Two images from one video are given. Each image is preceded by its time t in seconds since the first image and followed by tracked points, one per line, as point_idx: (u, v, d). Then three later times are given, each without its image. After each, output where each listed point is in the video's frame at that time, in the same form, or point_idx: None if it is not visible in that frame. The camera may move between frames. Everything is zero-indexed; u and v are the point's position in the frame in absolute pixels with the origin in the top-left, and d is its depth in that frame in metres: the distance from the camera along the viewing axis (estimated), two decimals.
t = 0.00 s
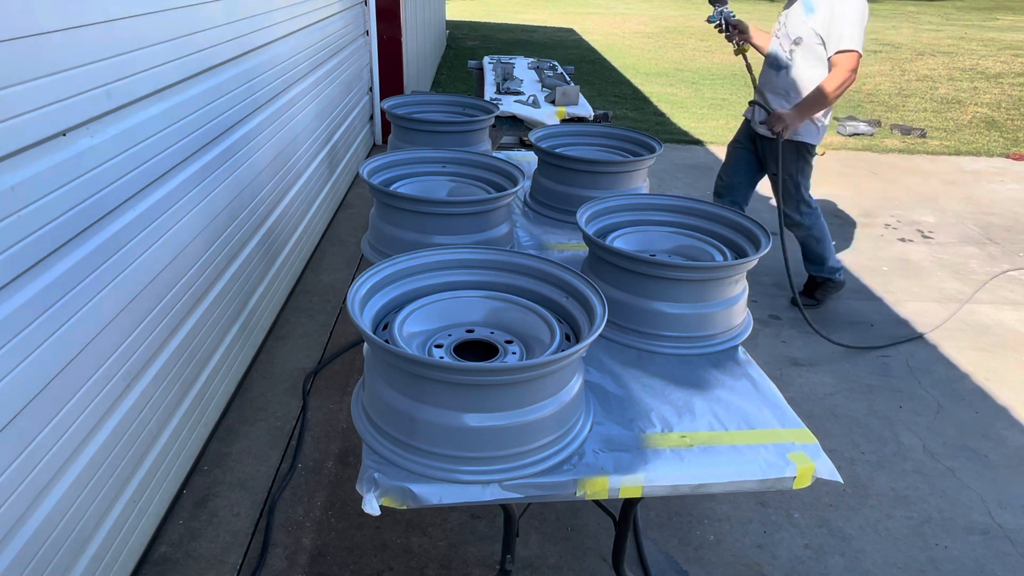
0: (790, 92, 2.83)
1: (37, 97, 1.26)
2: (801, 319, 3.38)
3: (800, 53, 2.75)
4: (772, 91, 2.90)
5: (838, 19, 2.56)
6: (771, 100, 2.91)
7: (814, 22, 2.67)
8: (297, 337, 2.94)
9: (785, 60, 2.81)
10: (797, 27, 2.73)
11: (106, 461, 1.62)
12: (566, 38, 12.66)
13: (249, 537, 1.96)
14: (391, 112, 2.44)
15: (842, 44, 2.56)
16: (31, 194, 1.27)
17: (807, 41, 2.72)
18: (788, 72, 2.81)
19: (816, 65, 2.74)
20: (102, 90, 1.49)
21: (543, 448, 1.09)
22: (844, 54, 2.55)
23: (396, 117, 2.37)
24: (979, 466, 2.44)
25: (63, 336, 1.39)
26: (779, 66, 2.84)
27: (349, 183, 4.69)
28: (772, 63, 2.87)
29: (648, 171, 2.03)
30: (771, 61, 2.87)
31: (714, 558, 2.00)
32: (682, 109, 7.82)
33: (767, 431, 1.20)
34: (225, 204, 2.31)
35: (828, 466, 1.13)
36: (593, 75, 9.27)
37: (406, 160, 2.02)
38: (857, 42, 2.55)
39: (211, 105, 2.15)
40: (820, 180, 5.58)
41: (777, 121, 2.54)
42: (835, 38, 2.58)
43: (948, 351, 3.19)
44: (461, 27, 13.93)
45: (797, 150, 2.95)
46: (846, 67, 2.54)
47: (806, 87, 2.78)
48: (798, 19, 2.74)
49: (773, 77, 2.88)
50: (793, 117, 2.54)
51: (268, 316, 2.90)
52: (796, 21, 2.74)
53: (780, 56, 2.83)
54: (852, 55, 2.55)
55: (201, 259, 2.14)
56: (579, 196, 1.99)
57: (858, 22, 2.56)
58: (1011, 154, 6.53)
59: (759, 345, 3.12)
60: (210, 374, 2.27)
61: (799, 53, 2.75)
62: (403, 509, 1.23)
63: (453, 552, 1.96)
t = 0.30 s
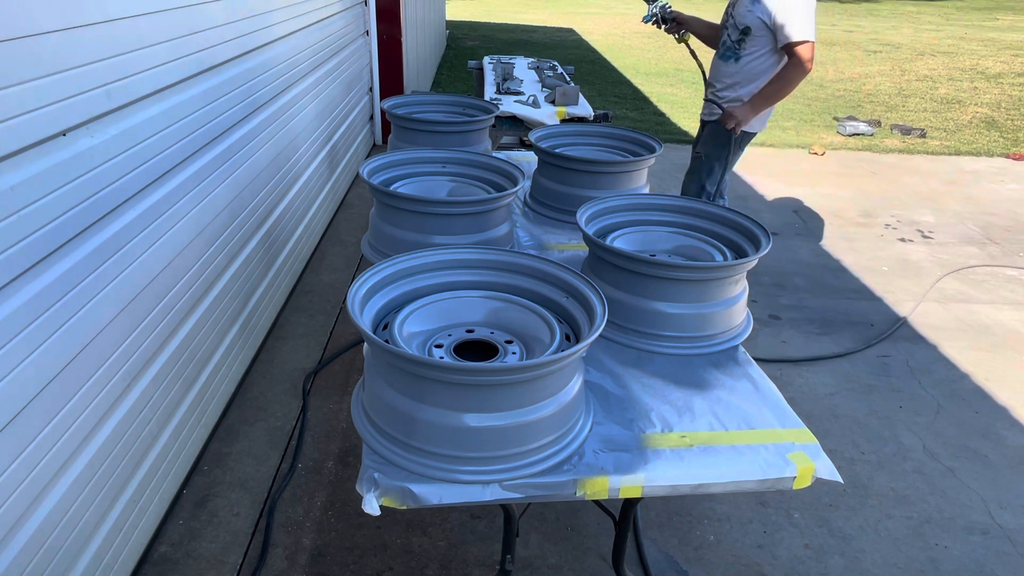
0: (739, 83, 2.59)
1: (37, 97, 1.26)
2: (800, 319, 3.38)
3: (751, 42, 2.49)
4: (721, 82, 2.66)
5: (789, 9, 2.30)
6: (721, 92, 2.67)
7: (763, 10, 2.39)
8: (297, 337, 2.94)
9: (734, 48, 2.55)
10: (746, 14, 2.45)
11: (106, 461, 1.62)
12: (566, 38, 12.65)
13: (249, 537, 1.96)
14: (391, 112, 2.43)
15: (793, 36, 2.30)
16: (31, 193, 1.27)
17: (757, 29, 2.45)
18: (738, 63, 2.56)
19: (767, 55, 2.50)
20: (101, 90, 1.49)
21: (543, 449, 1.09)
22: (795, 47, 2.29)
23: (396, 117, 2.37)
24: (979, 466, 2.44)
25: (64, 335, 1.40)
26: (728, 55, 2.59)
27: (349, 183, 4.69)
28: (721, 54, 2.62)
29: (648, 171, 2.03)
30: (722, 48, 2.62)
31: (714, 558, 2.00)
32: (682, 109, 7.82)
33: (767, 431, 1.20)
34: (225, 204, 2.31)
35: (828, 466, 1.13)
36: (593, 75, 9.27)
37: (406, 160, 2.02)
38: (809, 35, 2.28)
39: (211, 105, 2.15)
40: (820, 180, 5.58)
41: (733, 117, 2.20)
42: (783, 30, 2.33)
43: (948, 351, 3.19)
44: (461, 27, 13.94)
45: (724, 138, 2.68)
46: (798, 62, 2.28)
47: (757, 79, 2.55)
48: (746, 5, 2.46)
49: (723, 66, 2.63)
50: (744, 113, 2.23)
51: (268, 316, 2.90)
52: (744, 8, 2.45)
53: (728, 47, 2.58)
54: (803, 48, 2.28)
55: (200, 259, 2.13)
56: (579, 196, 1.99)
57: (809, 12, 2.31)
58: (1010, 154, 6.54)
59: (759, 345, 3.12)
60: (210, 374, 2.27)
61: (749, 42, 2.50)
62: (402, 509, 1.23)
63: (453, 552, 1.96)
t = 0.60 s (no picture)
0: (701, 88, 2.54)
1: (37, 97, 1.26)
2: (801, 319, 3.38)
3: (710, 46, 2.44)
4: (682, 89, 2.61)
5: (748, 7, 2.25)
6: (682, 98, 2.62)
7: (720, 13, 2.34)
8: (297, 337, 2.94)
9: (693, 53, 2.50)
10: (702, 18, 2.40)
11: (106, 461, 1.62)
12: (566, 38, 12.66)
13: (249, 537, 1.96)
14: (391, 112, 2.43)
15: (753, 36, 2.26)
16: (32, 193, 1.27)
17: (716, 33, 2.40)
18: (697, 68, 2.51)
19: (727, 58, 2.45)
20: (101, 90, 1.49)
21: (543, 449, 1.09)
22: (759, 45, 2.25)
23: (396, 117, 2.37)
24: (979, 466, 2.44)
25: (64, 335, 1.40)
26: (688, 61, 2.54)
27: (349, 183, 4.69)
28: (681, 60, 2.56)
29: (648, 171, 2.04)
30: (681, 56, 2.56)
31: (714, 558, 2.00)
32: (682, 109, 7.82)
33: (768, 431, 1.20)
34: (225, 204, 2.31)
35: (828, 466, 1.13)
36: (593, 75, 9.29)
37: (406, 160, 2.02)
38: (769, 32, 2.24)
39: (211, 105, 2.15)
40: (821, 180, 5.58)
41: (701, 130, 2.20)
42: (743, 30, 2.28)
43: (948, 351, 3.19)
44: (462, 27, 13.94)
45: (687, 142, 2.64)
46: (762, 61, 2.25)
47: (719, 83, 2.51)
48: (702, 9, 2.41)
49: (683, 72, 2.58)
50: (715, 121, 2.22)
51: (268, 316, 2.90)
52: (701, 12, 2.40)
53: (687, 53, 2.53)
54: (765, 46, 2.25)
55: (200, 259, 2.14)
56: (579, 196, 1.99)
57: (767, 7, 2.26)
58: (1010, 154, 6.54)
59: (759, 345, 3.12)
60: (210, 374, 2.27)
61: (708, 46, 2.45)
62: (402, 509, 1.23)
63: (453, 552, 1.96)
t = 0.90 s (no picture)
0: (661, 89, 2.55)
1: (37, 97, 1.26)
2: (801, 319, 3.38)
3: (661, 47, 2.44)
4: (645, 92, 2.63)
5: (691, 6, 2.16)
6: (648, 100, 2.64)
7: (664, 14, 2.32)
8: (297, 337, 2.94)
9: (649, 57, 2.52)
10: (651, 20, 2.39)
11: (106, 461, 1.62)
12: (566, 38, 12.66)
13: (249, 537, 1.96)
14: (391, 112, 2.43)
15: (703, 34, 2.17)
16: (31, 193, 1.27)
17: (664, 34, 2.39)
18: (654, 70, 2.52)
19: (679, 58, 2.43)
20: (101, 90, 1.49)
21: (543, 449, 1.09)
22: (713, 41, 2.16)
23: (396, 117, 2.37)
24: (980, 467, 2.44)
25: (64, 335, 1.40)
26: (646, 65, 2.55)
27: (349, 183, 4.68)
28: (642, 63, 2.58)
29: (648, 171, 2.04)
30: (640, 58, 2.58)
31: (714, 558, 2.00)
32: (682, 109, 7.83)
33: (768, 431, 1.20)
34: (226, 204, 2.31)
35: (829, 466, 1.13)
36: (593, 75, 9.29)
37: (406, 160, 2.02)
38: (719, 25, 2.13)
39: (211, 105, 2.15)
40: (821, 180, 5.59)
41: (701, 166, 2.20)
42: (692, 29, 2.19)
43: (948, 351, 3.19)
44: (462, 27, 13.94)
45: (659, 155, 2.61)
46: (721, 57, 2.16)
47: (677, 83, 2.50)
48: (650, 11, 2.40)
49: (645, 75, 2.59)
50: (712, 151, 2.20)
51: (268, 316, 2.90)
52: (649, 15, 2.39)
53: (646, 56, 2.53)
54: (719, 41, 2.15)
55: (200, 258, 2.13)
56: (579, 196, 1.99)
57: None
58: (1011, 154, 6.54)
59: (759, 345, 3.12)
60: (210, 375, 2.27)
61: (660, 48, 2.45)
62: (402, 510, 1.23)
63: (454, 552, 1.96)
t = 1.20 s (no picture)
0: (640, 92, 2.56)
1: (37, 97, 1.26)
2: (801, 319, 3.38)
3: (631, 50, 2.44)
4: (625, 96, 2.64)
5: (649, 9, 2.11)
6: (630, 103, 2.64)
7: (627, 18, 2.31)
8: (297, 337, 2.94)
9: (622, 61, 2.52)
10: (617, 24, 2.38)
11: (106, 461, 1.62)
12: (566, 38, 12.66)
13: (249, 537, 1.96)
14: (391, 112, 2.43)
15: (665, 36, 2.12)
16: (31, 193, 1.27)
17: (631, 36, 2.38)
18: (630, 74, 2.52)
19: (649, 58, 2.43)
20: (101, 90, 1.49)
21: (543, 449, 1.09)
22: (677, 41, 2.10)
23: (396, 117, 2.37)
24: (980, 467, 2.44)
25: (64, 336, 1.40)
26: (622, 70, 2.56)
27: (349, 183, 4.68)
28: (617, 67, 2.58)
29: (647, 171, 2.04)
30: (613, 63, 2.59)
31: (714, 558, 2.00)
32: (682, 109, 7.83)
33: (768, 431, 1.20)
34: (225, 204, 2.31)
35: (828, 466, 1.13)
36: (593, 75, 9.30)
37: (406, 160, 2.02)
38: (680, 24, 2.08)
39: (211, 105, 2.15)
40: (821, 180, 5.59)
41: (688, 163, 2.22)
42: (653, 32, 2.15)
43: (948, 351, 3.19)
44: (462, 27, 13.94)
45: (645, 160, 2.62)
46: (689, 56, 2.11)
47: (654, 84, 2.51)
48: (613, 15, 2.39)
49: (622, 79, 2.60)
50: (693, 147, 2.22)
51: (268, 316, 2.90)
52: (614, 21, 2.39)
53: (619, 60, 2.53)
54: (683, 41, 2.10)
55: (200, 258, 2.13)
56: (579, 196, 1.99)
57: None
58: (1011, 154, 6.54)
59: (759, 345, 3.12)
60: (210, 375, 2.27)
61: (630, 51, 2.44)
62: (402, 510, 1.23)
63: (453, 552, 1.96)
